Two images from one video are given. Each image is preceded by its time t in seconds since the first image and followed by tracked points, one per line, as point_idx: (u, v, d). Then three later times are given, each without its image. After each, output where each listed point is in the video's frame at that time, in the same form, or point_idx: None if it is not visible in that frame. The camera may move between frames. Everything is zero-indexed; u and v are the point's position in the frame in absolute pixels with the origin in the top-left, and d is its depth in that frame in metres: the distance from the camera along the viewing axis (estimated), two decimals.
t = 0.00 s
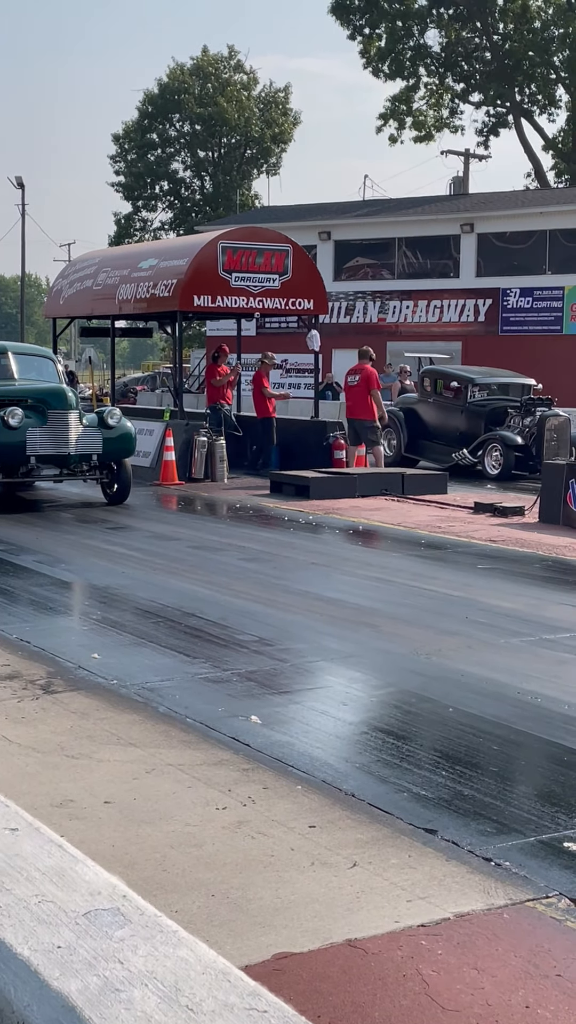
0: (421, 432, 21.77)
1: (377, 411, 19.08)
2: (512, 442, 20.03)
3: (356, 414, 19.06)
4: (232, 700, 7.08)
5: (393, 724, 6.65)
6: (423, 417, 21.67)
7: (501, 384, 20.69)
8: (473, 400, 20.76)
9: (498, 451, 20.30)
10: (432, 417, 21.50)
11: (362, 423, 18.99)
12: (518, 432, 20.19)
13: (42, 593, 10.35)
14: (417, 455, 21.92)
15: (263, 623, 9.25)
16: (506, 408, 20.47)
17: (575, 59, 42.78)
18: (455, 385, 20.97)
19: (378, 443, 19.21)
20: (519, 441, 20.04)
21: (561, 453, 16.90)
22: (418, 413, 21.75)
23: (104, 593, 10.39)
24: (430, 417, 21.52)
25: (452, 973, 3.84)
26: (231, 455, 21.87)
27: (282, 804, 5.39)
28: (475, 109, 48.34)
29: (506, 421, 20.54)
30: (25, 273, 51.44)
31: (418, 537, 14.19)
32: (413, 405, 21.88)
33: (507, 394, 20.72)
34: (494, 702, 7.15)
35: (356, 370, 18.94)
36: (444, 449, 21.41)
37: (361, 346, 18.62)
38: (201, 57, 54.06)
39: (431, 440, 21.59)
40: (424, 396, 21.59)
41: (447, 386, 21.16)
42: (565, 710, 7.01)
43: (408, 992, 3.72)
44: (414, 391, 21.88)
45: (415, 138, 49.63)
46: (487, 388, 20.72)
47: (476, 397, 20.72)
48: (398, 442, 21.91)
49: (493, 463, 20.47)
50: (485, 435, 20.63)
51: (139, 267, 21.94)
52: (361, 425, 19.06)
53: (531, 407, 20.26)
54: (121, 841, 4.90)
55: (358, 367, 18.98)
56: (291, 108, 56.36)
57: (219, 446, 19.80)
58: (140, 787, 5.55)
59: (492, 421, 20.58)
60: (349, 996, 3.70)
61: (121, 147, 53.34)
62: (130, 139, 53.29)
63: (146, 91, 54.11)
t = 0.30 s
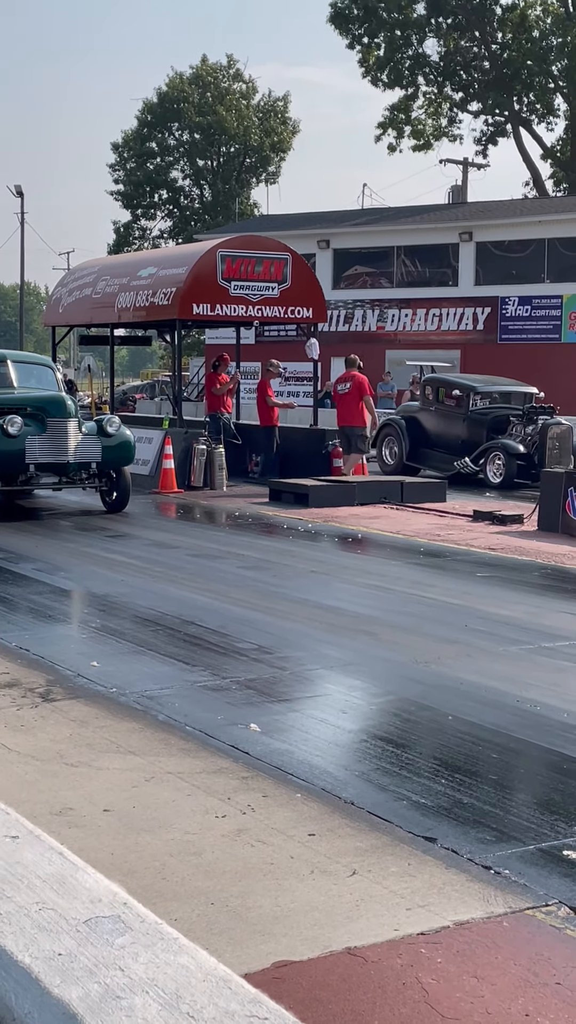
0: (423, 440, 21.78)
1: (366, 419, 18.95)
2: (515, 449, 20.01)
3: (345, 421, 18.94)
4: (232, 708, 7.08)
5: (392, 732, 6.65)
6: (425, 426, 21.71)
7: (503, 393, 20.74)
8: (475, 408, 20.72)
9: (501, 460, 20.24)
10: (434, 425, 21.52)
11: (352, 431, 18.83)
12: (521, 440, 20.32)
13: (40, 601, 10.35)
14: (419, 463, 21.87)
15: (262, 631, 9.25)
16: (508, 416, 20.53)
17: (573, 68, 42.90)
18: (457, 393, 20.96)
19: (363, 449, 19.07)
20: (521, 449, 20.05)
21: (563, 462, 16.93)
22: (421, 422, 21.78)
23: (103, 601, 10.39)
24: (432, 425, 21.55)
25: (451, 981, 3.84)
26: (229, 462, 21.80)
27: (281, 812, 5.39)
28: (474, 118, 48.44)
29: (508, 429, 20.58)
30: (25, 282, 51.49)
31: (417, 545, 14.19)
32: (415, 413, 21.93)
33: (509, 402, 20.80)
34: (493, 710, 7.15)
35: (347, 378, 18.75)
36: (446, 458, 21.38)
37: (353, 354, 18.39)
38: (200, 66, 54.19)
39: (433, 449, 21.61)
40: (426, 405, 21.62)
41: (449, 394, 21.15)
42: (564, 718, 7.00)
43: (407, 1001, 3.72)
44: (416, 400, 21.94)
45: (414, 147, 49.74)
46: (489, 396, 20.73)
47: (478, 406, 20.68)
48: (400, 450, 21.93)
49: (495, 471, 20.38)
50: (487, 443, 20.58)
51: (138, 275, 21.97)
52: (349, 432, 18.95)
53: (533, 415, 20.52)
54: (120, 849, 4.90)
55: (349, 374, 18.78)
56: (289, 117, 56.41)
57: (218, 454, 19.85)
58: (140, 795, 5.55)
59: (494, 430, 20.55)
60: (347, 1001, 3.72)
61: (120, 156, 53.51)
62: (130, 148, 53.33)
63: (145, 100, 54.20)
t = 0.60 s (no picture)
0: (423, 448, 21.81)
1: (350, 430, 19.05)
2: (515, 457, 19.99)
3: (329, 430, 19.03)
4: (230, 715, 7.10)
5: (391, 739, 6.65)
6: (425, 434, 21.71)
7: (502, 400, 20.70)
8: (474, 416, 20.73)
9: (500, 468, 20.24)
10: (433, 433, 21.54)
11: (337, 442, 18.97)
12: (520, 449, 20.20)
13: (39, 609, 10.36)
14: (419, 470, 21.92)
15: (261, 638, 9.26)
16: (507, 424, 20.41)
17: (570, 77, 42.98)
18: (457, 401, 20.95)
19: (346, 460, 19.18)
20: (521, 457, 20.02)
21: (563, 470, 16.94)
22: (420, 429, 21.80)
23: (102, 609, 10.39)
24: (431, 433, 21.58)
25: (449, 987, 3.85)
26: (228, 469, 21.80)
27: (281, 818, 5.40)
28: (471, 127, 48.53)
29: (508, 436, 20.45)
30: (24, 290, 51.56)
31: (415, 553, 14.19)
32: (415, 421, 21.95)
33: (509, 410, 20.73)
34: (491, 717, 7.16)
35: (336, 387, 18.84)
36: (446, 465, 21.38)
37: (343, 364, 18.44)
38: (198, 75, 54.28)
39: (433, 456, 21.62)
40: (426, 412, 21.64)
41: (449, 401, 21.16)
42: (564, 726, 6.99)
43: (405, 1007, 3.73)
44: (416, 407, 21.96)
45: (412, 156, 49.81)
46: (488, 404, 20.71)
47: (478, 413, 20.69)
48: (400, 457, 21.99)
49: (495, 479, 20.39)
50: (487, 450, 20.62)
51: (137, 284, 22.01)
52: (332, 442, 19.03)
53: (533, 423, 20.23)
54: (119, 856, 4.91)
55: (338, 384, 18.88)
56: (288, 126, 56.47)
57: (217, 461, 19.79)
58: (138, 802, 5.56)
59: (494, 437, 20.49)
60: (343, 1004, 3.76)
61: (119, 164, 53.66)
62: (128, 157, 53.50)
63: (143, 109, 54.34)
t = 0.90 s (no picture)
0: (424, 455, 21.83)
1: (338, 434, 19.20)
2: (517, 464, 19.96)
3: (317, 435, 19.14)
4: (230, 723, 7.08)
5: (391, 746, 6.65)
6: (425, 441, 21.74)
7: (503, 407, 20.72)
8: (476, 423, 20.76)
9: (502, 474, 20.20)
10: (434, 439, 21.57)
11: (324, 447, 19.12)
12: (521, 455, 20.26)
13: (39, 616, 10.36)
14: (420, 478, 21.89)
15: (261, 645, 9.26)
16: (509, 429, 20.53)
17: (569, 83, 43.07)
18: (459, 408, 21.00)
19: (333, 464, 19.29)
20: (523, 464, 20.00)
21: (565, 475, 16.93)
22: (421, 436, 21.82)
23: (101, 616, 10.39)
24: (432, 440, 21.60)
25: (450, 995, 3.85)
26: (227, 475, 21.81)
27: (281, 826, 5.39)
28: (471, 134, 48.62)
29: (509, 443, 20.58)
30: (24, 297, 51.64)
31: (415, 559, 14.20)
32: (416, 428, 21.96)
33: (510, 416, 20.78)
34: (492, 725, 7.14)
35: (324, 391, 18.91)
36: (447, 472, 21.38)
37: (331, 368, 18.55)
38: (198, 82, 54.35)
39: (434, 463, 21.63)
40: (427, 419, 21.66)
41: (450, 408, 21.21)
42: (564, 733, 6.99)
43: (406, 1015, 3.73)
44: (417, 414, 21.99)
45: (411, 163, 49.90)
46: (489, 411, 20.75)
47: (479, 420, 20.71)
48: (401, 464, 21.94)
49: (496, 486, 20.35)
50: (488, 457, 20.61)
51: (137, 291, 22.02)
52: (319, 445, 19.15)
53: (534, 429, 20.39)
54: (120, 864, 4.90)
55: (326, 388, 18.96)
56: (287, 133, 56.43)
57: (216, 468, 19.84)
58: (139, 810, 5.54)
59: (495, 443, 20.58)
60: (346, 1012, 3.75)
61: (118, 171, 53.79)
62: (128, 164, 53.65)
63: (143, 116, 54.38)
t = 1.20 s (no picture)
0: (424, 460, 21.83)
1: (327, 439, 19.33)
2: (517, 468, 19.97)
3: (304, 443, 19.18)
4: (229, 728, 7.07)
5: (391, 751, 6.65)
6: (426, 446, 21.75)
7: (504, 412, 20.72)
8: (476, 428, 20.76)
9: (502, 479, 20.20)
10: (434, 445, 21.59)
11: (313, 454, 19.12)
12: (522, 461, 20.10)
13: (37, 622, 10.35)
14: (420, 483, 21.92)
15: (260, 651, 9.25)
16: (509, 435, 20.41)
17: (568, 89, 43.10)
18: (459, 413, 20.99)
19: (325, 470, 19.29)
20: (523, 469, 20.00)
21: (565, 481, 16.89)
22: (421, 441, 21.84)
23: (100, 622, 10.38)
24: (433, 445, 21.61)
25: (448, 1000, 3.85)
26: (227, 481, 21.77)
27: (280, 832, 5.39)
28: (469, 139, 48.67)
29: (510, 448, 20.47)
30: (22, 303, 51.67)
31: (415, 565, 14.20)
32: (416, 433, 21.97)
33: (511, 422, 20.76)
34: (491, 730, 7.14)
35: (307, 399, 19.01)
36: (446, 478, 21.39)
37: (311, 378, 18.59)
38: (196, 88, 54.39)
39: (435, 468, 21.65)
40: (427, 424, 21.66)
41: (450, 414, 21.22)
42: (564, 739, 6.98)
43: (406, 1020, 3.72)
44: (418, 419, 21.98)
45: (410, 168, 49.97)
46: (490, 415, 20.72)
47: (480, 426, 20.72)
48: (401, 470, 22.02)
49: (497, 491, 20.37)
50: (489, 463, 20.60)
51: (136, 297, 22.05)
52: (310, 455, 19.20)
53: (535, 434, 20.18)
54: (119, 870, 4.89)
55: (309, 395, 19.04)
56: (286, 139, 56.48)
57: (215, 474, 19.81)
58: (138, 817, 5.54)
59: (495, 449, 20.50)
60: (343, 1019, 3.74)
61: (117, 177, 53.84)
62: (127, 170, 53.74)
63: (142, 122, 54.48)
